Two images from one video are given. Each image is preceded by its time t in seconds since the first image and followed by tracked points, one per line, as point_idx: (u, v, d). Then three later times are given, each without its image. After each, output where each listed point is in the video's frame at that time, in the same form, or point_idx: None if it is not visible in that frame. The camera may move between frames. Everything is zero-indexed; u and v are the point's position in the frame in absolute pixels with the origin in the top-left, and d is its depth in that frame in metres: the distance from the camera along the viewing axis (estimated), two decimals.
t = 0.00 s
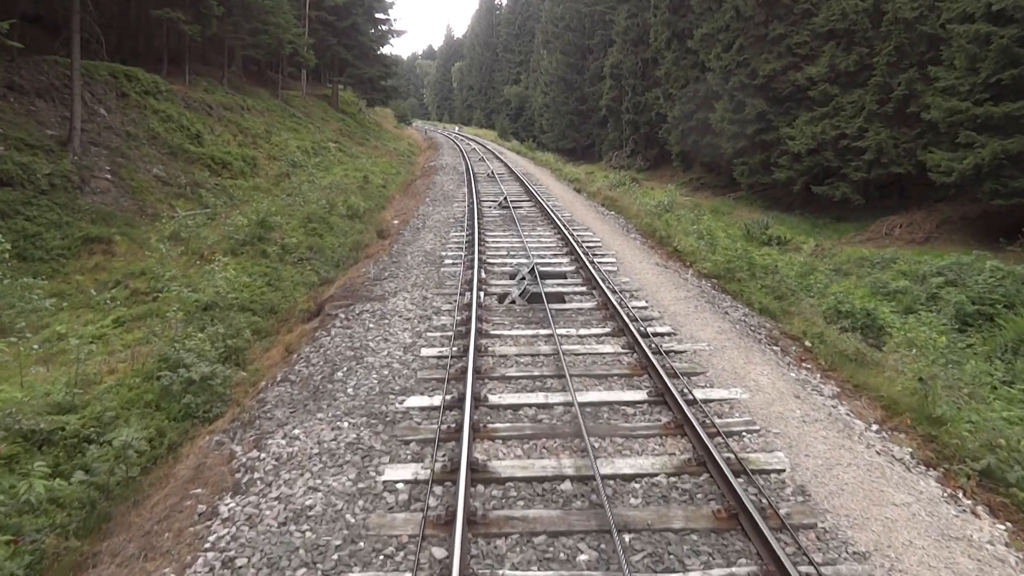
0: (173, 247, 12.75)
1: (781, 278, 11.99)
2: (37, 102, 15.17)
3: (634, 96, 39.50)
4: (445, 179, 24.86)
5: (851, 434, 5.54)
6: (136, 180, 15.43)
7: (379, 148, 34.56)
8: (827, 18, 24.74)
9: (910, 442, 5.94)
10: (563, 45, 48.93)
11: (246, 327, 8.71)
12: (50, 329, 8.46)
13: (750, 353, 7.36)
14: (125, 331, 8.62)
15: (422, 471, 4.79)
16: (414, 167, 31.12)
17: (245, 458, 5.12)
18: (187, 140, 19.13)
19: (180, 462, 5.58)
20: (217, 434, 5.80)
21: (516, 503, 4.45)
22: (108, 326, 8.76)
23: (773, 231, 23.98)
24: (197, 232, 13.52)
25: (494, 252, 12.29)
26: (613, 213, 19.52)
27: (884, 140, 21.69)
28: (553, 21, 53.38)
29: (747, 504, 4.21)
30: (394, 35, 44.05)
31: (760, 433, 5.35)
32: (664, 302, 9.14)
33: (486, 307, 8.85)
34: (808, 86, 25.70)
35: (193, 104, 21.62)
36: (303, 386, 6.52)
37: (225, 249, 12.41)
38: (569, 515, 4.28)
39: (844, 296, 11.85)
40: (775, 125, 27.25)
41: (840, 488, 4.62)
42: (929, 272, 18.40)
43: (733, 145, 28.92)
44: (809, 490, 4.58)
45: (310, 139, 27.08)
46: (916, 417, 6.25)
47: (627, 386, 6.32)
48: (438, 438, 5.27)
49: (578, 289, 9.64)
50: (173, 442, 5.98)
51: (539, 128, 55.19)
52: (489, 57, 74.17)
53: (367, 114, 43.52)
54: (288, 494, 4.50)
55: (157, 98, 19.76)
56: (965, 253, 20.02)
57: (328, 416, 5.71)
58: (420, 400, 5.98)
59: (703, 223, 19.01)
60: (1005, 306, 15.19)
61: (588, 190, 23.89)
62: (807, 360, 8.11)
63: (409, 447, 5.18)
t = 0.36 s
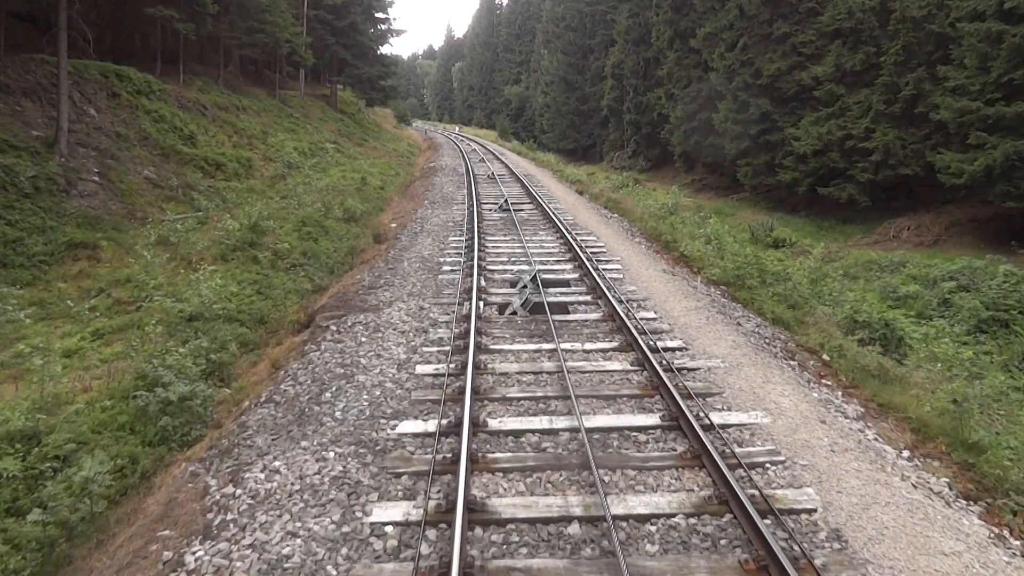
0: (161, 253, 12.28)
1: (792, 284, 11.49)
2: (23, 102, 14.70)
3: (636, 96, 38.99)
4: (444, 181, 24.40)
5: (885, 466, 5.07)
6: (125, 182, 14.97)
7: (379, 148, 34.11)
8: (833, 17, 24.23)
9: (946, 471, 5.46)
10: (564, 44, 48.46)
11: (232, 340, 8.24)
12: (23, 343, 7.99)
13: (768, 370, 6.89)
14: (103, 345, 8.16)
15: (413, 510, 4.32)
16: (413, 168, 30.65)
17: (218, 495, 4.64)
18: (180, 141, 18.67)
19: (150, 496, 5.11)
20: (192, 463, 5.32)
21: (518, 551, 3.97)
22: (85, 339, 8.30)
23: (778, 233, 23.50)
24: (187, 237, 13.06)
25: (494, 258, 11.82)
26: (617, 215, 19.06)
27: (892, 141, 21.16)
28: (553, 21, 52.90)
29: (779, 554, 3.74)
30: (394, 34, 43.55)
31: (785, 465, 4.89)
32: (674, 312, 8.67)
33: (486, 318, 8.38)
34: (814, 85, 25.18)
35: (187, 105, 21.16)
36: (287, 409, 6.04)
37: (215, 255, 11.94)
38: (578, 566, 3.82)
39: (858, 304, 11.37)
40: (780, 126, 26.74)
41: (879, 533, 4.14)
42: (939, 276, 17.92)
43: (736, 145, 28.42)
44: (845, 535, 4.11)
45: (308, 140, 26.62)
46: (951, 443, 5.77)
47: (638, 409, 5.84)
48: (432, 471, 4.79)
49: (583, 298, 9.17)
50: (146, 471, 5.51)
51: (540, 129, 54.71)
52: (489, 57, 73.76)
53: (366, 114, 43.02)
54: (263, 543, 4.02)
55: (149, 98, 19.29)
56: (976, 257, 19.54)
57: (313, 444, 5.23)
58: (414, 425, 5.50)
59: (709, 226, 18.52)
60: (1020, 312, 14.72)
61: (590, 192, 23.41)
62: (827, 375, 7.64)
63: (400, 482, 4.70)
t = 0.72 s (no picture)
0: (148, 258, 11.81)
1: (804, 292, 11.02)
2: (8, 102, 14.22)
3: (637, 95, 38.51)
4: (444, 182, 23.95)
5: (926, 503, 4.59)
6: (114, 184, 14.50)
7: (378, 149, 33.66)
8: (839, 15, 23.72)
9: (988, 505, 4.99)
10: (565, 44, 47.99)
11: (215, 354, 7.80)
12: None
13: (789, 389, 6.42)
14: (79, 360, 7.69)
15: (402, 560, 3.84)
16: (413, 169, 30.16)
17: (187, 539, 4.16)
18: (172, 142, 18.19)
19: (115, 535, 4.63)
20: (163, 498, 4.84)
21: None
22: (60, 353, 7.83)
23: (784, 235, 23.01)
24: (175, 242, 12.59)
25: (494, 264, 11.36)
26: (620, 218, 18.59)
27: (899, 142, 20.60)
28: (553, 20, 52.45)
29: None
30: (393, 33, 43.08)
31: (817, 503, 4.42)
32: (685, 324, 8.21)
33: (485, 331, 7.91)
34: (819, 85, 24.65)
35: (181, 105, 20.69)
36: (270, 435, 5.56)
37: (204, 261, 11.48)
38: None
39: (874, 313, 10.90)
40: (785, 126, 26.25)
41: None
42: (951, 280, 17.44)
43: (740, 146, 27.93)
44: None
45: (305, 140, 26.15)
46: (992, 473, 5.30)
47: (650, 436, 5.38)
48: (426, 510, 4.31)
49: (588, 309, 8.71)
50: (114, 506, 5.05)
51: (541, 129, 54.23)
52: (490, 57, 73.36)
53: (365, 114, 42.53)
54: None
55: (141, 97, 18.83)
56: (987, 261, 19.06)
57: (295, 477, 4.76)
58: (405, 455, 5.03)
59: (714, 229, 18.03)
60: None
61: (592, 194, 22.93)
62: (849, 393, 7.17)
63: (389, 524, 4.22)
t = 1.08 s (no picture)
0: (133, 266, 11.35)
1: (817, 301, 10.52)
2: None
3: (639, 96, 38.03)
4: (443, 184, 23.48)
5: (974, 550, 4.12)
6: (101, 187, 14.02)
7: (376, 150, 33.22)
8: (845, 14, 23.05)
9: None
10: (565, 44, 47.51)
11: (197, 372, 7.35)
12: None
13: (813, 413, 5.95)
14: (51, 378, 7.22)
15: None
16: (411, 171, 29.71)
17: None
18: (163, 144, 17.72)
19: None
20: (126, 542, 4.36)
21: None
22: (32, 370, 7.36)
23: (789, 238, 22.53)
24: (162, 248, 12.12)
25: (494, 272, 10.89)
26: (623, 222, 18.11)
27: (907, 143, 19.94)
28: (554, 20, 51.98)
29: None
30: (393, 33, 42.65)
31: (855, 552, 3.95)
32: (697, 339, 7.73)
33: (484, 346, 7.43)
34: (824, 86, 24.10)
35: (174, 106, 20.24)
36: (248, 466, 5.08)
37: (192, 268, 11.01)
38: None
39: (890, 323, 10.41)
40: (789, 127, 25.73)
41: None
42: (963, 285, 16.95)
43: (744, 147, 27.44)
44: None
45: (301, 141, 25.69)
46: None
47: (665, 468, 4.90)
48: (416, 561, 3.83)
49: (593, 322, 8.23)
50: (74, 549, 4.57)
51: (541, 130, 53.76)
52: (490, 58, 72.95)
53: (364, 115, 42.08)
54: None
55: (132, 98, 18.37)
56: (999, 265, 18.57)
57: (272, 520, 4.29)
58: (395, 492, 4.55)
59: (719, 234, 17.55)
60: None
61: (594, 196, 22.46)
62: (873, 414, 6.68)
63: None
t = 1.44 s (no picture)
0: (117, 273, 10.88)
1: (831, 310, 10.02)
2: None
3: (641, 96, 37.51)
4: (442, 186, 23.00)
5: None
6: (86, 188, 13.53)
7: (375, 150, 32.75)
8: (851, 12, 22.20)
9: None
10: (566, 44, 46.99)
11: (175, 390, 6.88)
12: None
13: (841, 440, 5.47)
14: (19, 397, 6.74)
15: None
16: (411, 171, 29.28)
17: None
18: (154, 144, 17.24)
19: None
20: None
21: None
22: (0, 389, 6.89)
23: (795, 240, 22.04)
24: (148, 254, 11.64)
25: (494, 278, 10.42)
26: (627, 224, 17.64)
27: (915, 143, 19.36)
28: (555, 19, 51.47)
29: None
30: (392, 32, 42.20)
31: None
32: (710, 354, 7.26)
33: (483, 362, 6.95)
34: (830, 85, 23.55)
35: (166, 105, 19.77)
36: (222, 502, 4.61)
37: (178, 275, 10.54)
38: None
39: (909, 333, 9.90)
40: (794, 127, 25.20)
41: None
42: (975, 289, 16.45)
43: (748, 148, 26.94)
44: None
45: (298, 141, 25.22)
46: None
47: (684, 506, 4.42)
48: None
49: (599, 334, 7.75)
50: None
51: (542, 129, 53.27)
52: (490, 57, 72.47)
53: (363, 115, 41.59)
54: None
55: (122, 97, 17.88)
56: (1011, 269, 18.06)
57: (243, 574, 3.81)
58: (383, 536, 4.08)
59: (725, 237, 17.05)
60: None
61: (596, 198, 21.99)
62: (903, 438, 6.19)
63: None
